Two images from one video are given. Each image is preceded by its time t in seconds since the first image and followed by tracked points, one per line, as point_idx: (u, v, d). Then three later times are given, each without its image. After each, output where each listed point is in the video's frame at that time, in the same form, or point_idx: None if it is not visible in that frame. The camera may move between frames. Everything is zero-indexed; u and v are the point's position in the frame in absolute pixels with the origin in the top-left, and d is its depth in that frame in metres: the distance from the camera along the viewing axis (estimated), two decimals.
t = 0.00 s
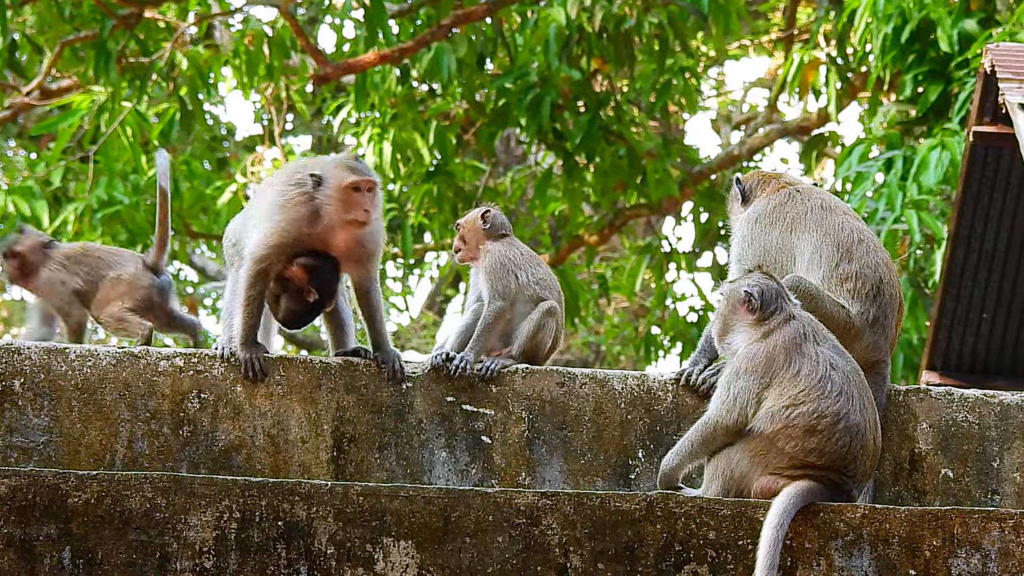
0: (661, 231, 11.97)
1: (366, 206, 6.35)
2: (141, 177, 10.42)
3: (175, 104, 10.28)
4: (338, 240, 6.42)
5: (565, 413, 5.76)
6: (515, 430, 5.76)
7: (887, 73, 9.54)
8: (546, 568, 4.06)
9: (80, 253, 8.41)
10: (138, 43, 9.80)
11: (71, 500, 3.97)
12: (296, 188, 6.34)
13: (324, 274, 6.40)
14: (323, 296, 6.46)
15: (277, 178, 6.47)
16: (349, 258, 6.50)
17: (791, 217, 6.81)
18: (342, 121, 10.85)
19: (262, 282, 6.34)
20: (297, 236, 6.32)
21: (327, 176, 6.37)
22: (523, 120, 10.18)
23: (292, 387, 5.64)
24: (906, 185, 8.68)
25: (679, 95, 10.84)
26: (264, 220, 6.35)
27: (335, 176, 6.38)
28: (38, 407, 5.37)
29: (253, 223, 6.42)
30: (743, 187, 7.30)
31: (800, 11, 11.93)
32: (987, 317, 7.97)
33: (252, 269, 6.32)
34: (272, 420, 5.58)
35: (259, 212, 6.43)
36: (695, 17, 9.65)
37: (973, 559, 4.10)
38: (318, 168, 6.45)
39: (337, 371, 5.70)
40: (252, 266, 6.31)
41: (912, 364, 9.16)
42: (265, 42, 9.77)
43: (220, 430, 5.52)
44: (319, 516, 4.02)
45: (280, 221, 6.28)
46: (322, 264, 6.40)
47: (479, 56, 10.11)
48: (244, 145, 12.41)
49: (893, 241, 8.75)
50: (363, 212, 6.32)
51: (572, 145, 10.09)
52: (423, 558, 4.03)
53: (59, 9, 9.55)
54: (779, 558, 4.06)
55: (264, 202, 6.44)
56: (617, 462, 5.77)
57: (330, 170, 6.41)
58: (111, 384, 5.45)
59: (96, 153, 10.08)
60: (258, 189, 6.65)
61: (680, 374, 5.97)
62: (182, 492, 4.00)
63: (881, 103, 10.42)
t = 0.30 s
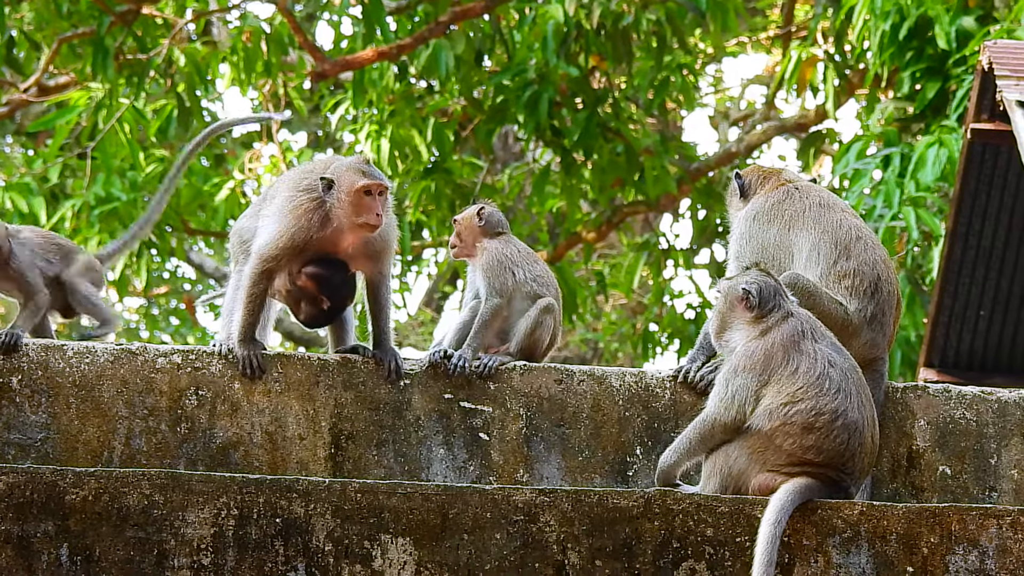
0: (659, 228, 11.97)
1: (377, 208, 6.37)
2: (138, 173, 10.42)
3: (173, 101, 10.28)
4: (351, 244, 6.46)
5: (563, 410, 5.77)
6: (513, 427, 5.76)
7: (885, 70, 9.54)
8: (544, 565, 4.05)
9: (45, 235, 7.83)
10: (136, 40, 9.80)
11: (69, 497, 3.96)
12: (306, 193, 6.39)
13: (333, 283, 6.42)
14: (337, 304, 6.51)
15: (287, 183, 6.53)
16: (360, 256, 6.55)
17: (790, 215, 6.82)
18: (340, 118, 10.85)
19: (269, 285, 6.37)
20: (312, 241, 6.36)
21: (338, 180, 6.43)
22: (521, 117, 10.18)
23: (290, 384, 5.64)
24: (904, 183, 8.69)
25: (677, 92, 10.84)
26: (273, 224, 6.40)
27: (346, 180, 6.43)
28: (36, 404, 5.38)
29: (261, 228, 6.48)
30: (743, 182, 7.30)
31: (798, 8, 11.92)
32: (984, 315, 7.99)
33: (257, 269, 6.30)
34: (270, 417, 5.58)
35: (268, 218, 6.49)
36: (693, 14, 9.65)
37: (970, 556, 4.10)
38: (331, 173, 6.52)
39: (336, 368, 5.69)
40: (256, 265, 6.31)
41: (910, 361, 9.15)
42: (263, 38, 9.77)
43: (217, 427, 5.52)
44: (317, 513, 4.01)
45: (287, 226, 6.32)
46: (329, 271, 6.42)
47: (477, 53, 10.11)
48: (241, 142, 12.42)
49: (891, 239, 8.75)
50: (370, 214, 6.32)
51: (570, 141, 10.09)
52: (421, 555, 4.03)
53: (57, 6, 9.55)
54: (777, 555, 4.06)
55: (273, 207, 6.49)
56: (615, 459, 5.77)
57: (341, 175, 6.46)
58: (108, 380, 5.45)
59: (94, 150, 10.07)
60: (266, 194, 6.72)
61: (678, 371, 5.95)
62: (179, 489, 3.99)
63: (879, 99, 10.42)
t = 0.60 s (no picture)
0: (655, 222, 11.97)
1: (381, 202, 6.43)
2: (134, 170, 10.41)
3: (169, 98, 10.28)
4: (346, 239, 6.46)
5: (560, 404, 5.76)
6: (510, 422, 5.76)
7: (881, 63, 9.54)
8: (542, 559, 4.05)
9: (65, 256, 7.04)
10: (131, 36, 9.78)
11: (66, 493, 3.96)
12: (302, 189, 6.41)
13: (323, 281, 6.33)
14: (328, 301, 6.39)
15: (281, 179, 6.53)
16: (352, 251, 6.55)
17: (786, 209, 6.82)
18: (336, 113, 10.84)
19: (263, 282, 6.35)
20: (306, 237, 6.35)
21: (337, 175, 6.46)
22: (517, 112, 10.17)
23: (286, 379, 5.64)
24: (899, 175, 8.66)
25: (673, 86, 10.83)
26: (267, 219, 6.38)
27: (344, 175, 6.46)
28: (32, 401, 5.38)
29: (254, 225, 6.45)
30: (740, 175, 7.30)
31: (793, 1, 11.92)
32: (981, 307, 8.01)
33: (251, 265, 6.30)
34: (267, 413, 5.58)
35: (261, 214, 6.47)
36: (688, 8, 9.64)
37: (968, 549, 4.10)
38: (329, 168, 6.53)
39: (332, 364, 5.69)
40: (250, 262, 6.30)
41: (906, 354, 9.15)
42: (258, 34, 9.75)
43: (215, 423, 5.51)
44: (314, 508, 4.01)
45: (281, 221, 6.32)
46: (319, 269, 6.34)
47: (473, 48, 10.10)
48: (237, 138, 12.41)
49: (887, 232, 8.75)
50: (369, 208, 6.39)
51: (566, 136, 10.08)
52: (418, 550, 4.02)
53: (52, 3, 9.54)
54: (774, 548, 4.06)
55: (267, 204, 6.48)
56: (612, 453, 5.77)
57: (339, 170, 6.49)
58: (105, 376, 5.44)
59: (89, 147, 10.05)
60: (258, 192, 6.71)
61: (675, 365, 5.99)
62: (176, 485, 3.98)
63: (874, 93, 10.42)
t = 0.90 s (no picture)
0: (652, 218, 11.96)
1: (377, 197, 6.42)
2: (131, 167, 10.40)
3: (166, 94, 10.28)
4: (342, 234, 6.46)
5: (558, 400, 5.76)
6: (508, 418, 5.76)
7: (878, 59, 9.54)
8: (539, 556, 4.05)
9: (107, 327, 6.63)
10: (129, 33, 9.77)
11: (63, 491, 3.94)
12: (298, 184, 6.39)
13: (320, 275, 6.31)
14: (325, 297, 6.36)
15: (276, 174, 6.49)
16: (348, 247, 6.54)
17: (783, 204, 6.83)
18: (333, 110, 10.83)
19: (260, 277, 6.37)
20: (303, 232, 6.36)
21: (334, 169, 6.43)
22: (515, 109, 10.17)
23: (284, 375, 5.63)
24: (897, 171, 8.66)
25: (670, 83, 10.84)
26: (262, 215, 6.39)
27: (342, 169, 6.44)
28: (31, 398, 5.40)
29: (250, 221, 6.45)
30: (738, 171, 7.30)
31: None
32: (978, 303, 8.01)
33: (247, 260, 6.32)
34: (264, 410, 5.57)
35: (257, 209, 6.47)
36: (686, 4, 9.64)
37: (966, 545, 4.10)
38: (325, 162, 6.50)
39: (330, 360, 5.70)
40: (247, 258, 6.32)
41: (904, 350, 9.15)
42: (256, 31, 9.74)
43: (212, 420, 5.52)
44: (312, 505, 4.00)
45: (277, 217, 6.32)
46: (315, 264, 6.32)
47: (470, 44, 10.10)
48: (235, 135, 12.41)
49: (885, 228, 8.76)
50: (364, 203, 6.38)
51: (564, 132, 10.07)
52: (416, 547, 4.02)
53: None
54: (772, 544, 4.07)
55: (262, 198, 6.46)
56: (610, 450, 5.77)
57: (336, 164, 6.45)
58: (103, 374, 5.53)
59: (86, 144, 10.03)
60: (254, 187, 6.69)
61: (673, 361, 5.98)
62: (174, 482, 3.97)
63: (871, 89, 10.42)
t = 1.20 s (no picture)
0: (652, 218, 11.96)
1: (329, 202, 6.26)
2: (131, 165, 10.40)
3: (166, 93, 10.28)
4: (332, 232, 6.40)
5: (557, 400, 5.76)
6: (507, 418, 5.76)
7: (878, 60, 9.54)
8: (538, 555, 4.04)
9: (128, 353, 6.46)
10: (129, 32, 9.76)
11: (63, 489, 3.93)
12: (282, 186, 6.38)
13: (327, 275, 6.42)
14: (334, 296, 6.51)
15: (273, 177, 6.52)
16: (353, 245, 6.48)
17: (783, 204, 6.83)
18: (332, 109, 10.83)
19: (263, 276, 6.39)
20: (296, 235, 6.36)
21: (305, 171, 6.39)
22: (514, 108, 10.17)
23: (284, 374, 5.63)
24: (897, 171, 8.66)
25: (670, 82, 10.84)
26: (262, 215, 6.40)
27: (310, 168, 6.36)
28: (30, 396, 5.39)
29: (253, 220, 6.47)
30: (739, 170, 7.30)
31: None
32: (978, 304, 8.01)
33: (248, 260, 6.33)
34: (263, 408, 5.57)
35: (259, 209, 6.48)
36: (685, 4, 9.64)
37: (965, 545, 4.10)
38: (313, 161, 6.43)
39: (329, 359, 5.70)
40: (247, 256, 6.33)
41: (903, 351, 9.14)
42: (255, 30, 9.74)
43: (212, 418, 5.53)
44: (311, 504, 4.00)
45: (274, 217, 6.30)
46: (322, 264, 6.43)
47: (470, 43, 10.10)
48: (234, 133, 12.41)
49: (884, 228, 8.76)
50: (324, 205, 6.25)
51: (564, 131, 10.07)
52: (415, 545, 4.01)
53: None
54: (771, 544, 4.07)
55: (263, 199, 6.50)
56: (609, 449, 5.77)
57: (310, 167, 6.39)
58: (103, 372, 5.48)
59: (86, 142, 10.04)
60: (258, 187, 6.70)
61: (672, 360, 5.96)
62: (173, 480, 3.97)
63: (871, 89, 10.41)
